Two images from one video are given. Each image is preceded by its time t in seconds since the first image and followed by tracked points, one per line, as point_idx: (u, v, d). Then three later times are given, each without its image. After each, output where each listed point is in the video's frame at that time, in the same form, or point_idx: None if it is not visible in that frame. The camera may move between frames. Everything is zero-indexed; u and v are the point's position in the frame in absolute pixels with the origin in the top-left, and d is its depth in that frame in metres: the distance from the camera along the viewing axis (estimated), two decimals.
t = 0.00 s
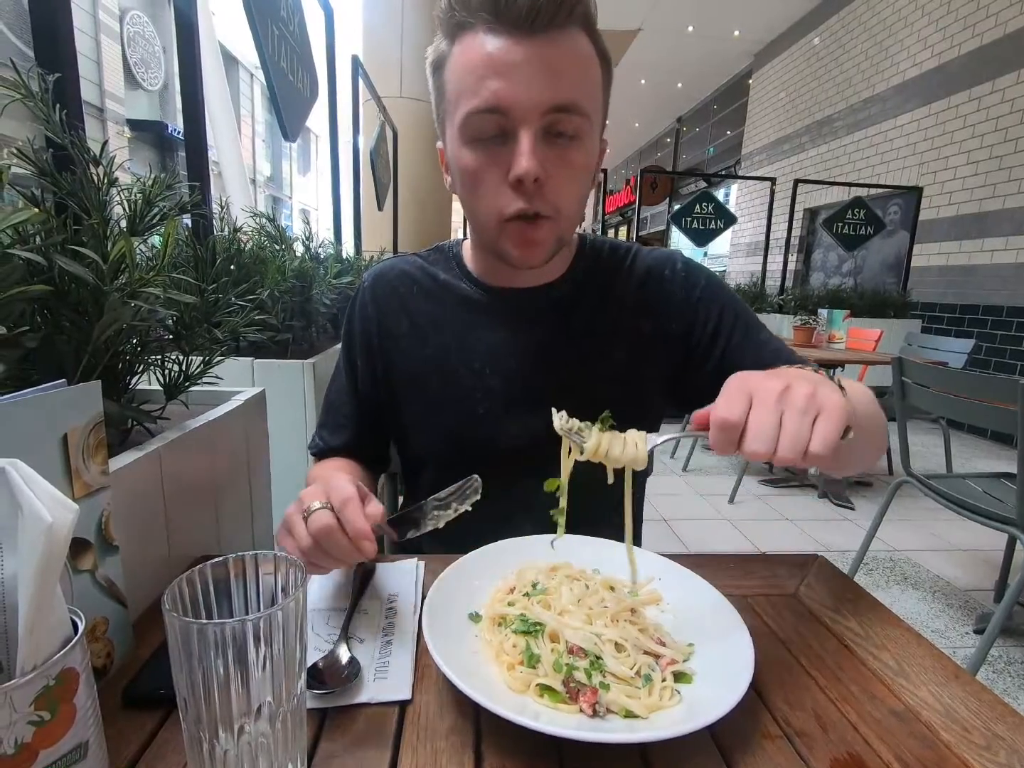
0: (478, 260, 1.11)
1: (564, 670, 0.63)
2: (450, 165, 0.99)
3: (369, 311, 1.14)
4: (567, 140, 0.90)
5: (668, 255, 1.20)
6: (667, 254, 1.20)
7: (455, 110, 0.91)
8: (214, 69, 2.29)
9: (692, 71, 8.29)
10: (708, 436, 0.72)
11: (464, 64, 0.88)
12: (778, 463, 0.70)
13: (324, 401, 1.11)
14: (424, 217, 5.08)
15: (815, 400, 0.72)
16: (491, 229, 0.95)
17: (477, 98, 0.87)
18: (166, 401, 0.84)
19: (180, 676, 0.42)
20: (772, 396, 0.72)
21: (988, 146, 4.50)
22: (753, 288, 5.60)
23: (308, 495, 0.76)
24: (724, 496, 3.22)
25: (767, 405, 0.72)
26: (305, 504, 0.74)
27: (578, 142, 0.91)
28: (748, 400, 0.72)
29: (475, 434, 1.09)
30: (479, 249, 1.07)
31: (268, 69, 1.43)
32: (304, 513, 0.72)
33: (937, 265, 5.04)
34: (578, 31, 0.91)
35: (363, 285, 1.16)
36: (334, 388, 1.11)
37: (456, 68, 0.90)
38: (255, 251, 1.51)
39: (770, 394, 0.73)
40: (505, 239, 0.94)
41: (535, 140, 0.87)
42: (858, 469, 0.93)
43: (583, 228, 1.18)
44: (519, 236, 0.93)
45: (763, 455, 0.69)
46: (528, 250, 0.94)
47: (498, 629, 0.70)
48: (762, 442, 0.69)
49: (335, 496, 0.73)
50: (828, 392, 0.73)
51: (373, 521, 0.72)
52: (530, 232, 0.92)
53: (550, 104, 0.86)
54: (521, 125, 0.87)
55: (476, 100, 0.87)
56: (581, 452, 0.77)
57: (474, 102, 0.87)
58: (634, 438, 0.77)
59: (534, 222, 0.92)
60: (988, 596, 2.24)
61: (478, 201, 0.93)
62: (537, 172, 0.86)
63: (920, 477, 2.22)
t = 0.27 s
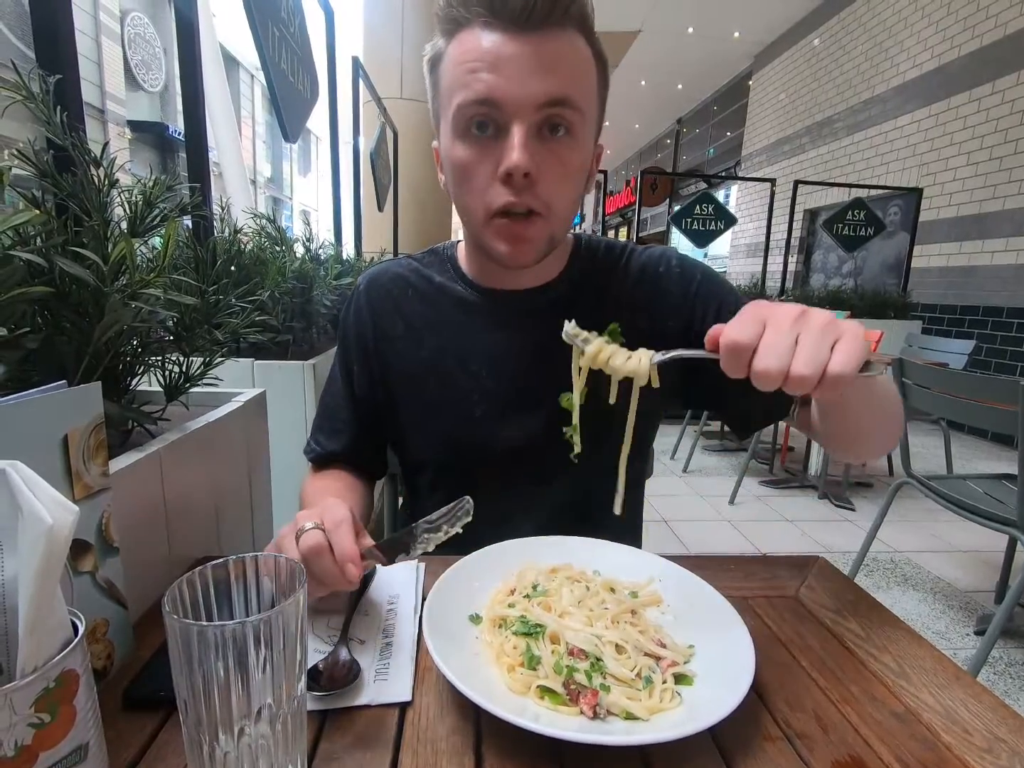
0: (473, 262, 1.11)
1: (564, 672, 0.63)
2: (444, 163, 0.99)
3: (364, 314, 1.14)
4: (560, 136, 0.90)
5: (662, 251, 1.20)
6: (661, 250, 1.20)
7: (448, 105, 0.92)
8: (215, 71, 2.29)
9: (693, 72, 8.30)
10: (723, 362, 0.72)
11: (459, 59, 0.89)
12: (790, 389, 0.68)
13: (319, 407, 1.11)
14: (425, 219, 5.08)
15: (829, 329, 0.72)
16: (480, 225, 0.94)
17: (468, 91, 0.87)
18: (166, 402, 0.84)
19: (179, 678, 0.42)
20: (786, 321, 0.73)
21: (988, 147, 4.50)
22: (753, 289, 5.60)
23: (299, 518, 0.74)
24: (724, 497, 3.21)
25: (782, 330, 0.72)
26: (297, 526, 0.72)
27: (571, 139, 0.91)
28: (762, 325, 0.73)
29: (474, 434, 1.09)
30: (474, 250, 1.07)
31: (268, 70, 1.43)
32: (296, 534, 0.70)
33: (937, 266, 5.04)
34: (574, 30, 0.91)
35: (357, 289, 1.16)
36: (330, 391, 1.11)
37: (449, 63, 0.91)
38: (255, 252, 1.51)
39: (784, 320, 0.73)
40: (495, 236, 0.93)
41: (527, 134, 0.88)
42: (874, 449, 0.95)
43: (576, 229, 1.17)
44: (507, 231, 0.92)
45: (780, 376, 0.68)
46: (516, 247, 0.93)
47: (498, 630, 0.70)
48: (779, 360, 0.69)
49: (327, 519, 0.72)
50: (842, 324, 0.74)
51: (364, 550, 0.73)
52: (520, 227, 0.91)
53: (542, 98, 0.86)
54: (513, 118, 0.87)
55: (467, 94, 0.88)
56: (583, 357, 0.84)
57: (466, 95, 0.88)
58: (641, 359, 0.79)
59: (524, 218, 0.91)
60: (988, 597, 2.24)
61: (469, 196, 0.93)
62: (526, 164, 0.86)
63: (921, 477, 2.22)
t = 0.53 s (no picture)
0: (472, 263, 1.11)
1: (565, 674, 0.63)
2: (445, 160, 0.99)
3: (362, 316, 1.13)
4: (562, 136, 0.91)
5: (659, 250, 1.20)
6: (659, 250, 1.20)
7: (451, 101, 0.92)
8: (215, 73, 2.29)
9: (693, 74, 8.31)
10: (725, 289, 0.71)
11: (463, 55, 0.89)
12: (795, 313, 0.68)
13: (317, 410, 1.11)
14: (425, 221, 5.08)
15: (835, 255, 0.71)
16: (478, 222, 0.93)
17: (472, 87, 0.87)
18: (166, 404, 0.84)
19: (179, 681, 0.42)
20: (792, 246, 0.71)
21: (988, 149, 4.51)
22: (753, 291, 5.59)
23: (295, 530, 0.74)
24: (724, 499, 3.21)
25: (787, 254, 0.71)
26: (295, 541, 0.72)
27: (573, 139, 0.91)
28: (767, 251, 0.71)
29: (474, 436, 1.09)
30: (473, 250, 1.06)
31: (269, 72, 1.43)
32: (293, 548, 0.70)
33: (937, 267, 5.04)
34: (578, 30, 0.91)
35: (356, 291, 1.16)
36: (327, 392, 1.11)
37: (455, 59, 0.91)
38: (256, 253, 1.51)
39: (790, 245, 0.72)
40: (492, 233, 0.92)
41: (529, 131, 0.88)
42: (893, 420, 0.92)
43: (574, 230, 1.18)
44: (505, 228, 0.91)
45: (784, 300, 0.67)
46: (514, 244, 0.92)
47: (499, 632, 0.70)
48: (782, 283, 0.68)
49: (324, 533, 0.72)
50: (850, 252, 0.73)
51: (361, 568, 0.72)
52: (518, 224, 0.91)
53: (546, 96, 0.87)
54: (515, 115, 0.87)
55: (472, 89, 0.87)
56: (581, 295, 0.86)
57: (470, 90, 0.88)
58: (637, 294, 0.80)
59: (522, 215, 0.91)
60: (988, 598, 2.24)
61: (468, 191, 0.93)
62: (527, 162, 0.86)
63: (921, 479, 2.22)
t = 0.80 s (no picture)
0: (473, 265, 1.11)
1: (564, 675, 0.63)
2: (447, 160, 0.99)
3: (362, 316, 1.14)
4: (566, 137, 0.91)
5: (659, 251, 1.21)
6: (660, 252, 1.21)
7: (455, 99, 0.92)
8: (216, 74, 2.29)
9: (692, 76, 8.32)
10: (733, 266, 0.71)
11: (468, 55, 0.90)
12: (807, 289, 0.68)
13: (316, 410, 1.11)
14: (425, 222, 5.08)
15: (849, 233, 0.71)
16: (480, 219, 0.93)
17: (477, 87, 0.88)
18: (166, 405, 0.84)
19: (178, 682, 0.42)
20: (803, 222, 0.71)
21: (987, 150, 4.51)
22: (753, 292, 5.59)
23: (298, 533, 0.74)
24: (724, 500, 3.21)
25: (798, 231, 0.70)
26: (298, 544, 0.72)
27: (577, 141, 0.92)
28: (779, 227, 0.71)
29: (474, 437, 1.09)
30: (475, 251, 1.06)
31: (269, 74, 1.43)
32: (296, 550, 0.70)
33: (937, 269, 5.04)
34: (583, 33, 0.91)
35: (357, 291, 1.16)
36: (327, 392, 1.11)
37: (460, 58, 0.92)
38: (255, 254, 1.51)
39: (801, 223, 0.71)
40: (495, 231, 0.92)
41: (533, 131, 0.88)
42: (903, 411, 0.91)
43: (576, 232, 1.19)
44: (508, 226, 0.91)
45: (792, 275, 0.67)
46: (516, 242, 0.92)
47: (498, 634, 0.70)
48: (791, 260, 0.68)
49: (327, 537, 0.72)
50: (865, 229, 0.72)
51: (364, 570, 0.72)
52: (521, 222, 0.91)
53: (551, 97, 0.87)
54: (519, 115, 0.88)
55: (477, 89, 0.88)
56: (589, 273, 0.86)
57: (475, 89, 0.88)
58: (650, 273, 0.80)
59: (525, 213, 0.91)
60: (988, 600, 2.24)
61: (470, 190, 0.93)
62: (533, 161, 0.86)
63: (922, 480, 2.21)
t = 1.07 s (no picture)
0: (473, 268, 1.11)
1: (564, 676, 0.63)
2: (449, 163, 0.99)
3: (361, 316, 1.14)
4: (570, 146, 0.91)
5: (665, 261, 1.20)
6: (666, 260, 1.21)
7: (459, 103, 0.92)
8: (216, 75, 2.29)
9: (692, 77, 8.33)
10: (713, 391, 0.72)
11: (472, 60, 0.89)
12: (779, 418, 0.68)
13: (315, 410, 1.11)
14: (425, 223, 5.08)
15: (824, 360, 0.72)
16: (482, 225, 0.94)
17: (482, 93, 0.87)
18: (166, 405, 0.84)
19: (179, 682, 0.42)
20: (779, 351, 0.72)
21: (987, 151, 4.52)
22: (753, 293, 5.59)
23: (300, 538, 0.73)
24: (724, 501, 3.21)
25: (774, 361, 0.71)
26: (298, 550, 0.71)
27: (580, 149, 0.92)
28: (755, 356, 0.72)
29: (473, 439, 1.09)
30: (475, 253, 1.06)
31: (269, 75, 1.43)
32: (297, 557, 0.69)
33: (937, 270, 5.05)
34: (589, 40, 0.91)
35: (356, 291, 1.16)
36: (327, 392, 1.11)
37: (464, 62, 0.91)
38: (256, 255, 1.52)
39: (779, 352, 0.72)
40: (498, 237, 0.93)
41: (537, 140, 0.88)
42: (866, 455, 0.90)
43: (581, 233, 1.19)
44: (509, 232, 0.92)
45: (769, 405, 0.67)
46: (516, 247, 0.93)
47: (497, 636, 0.70)
48: (768, 390, 0.68)
49: (329, 543, 0.71)
50: (841, 359, 0.73)
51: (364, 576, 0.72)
52: (523, 228, 0.91)
53: (556, 106, 0.87)
54: (524, 123, 0.87)
55: (481, 95, 0.87)
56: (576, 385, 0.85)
57: (480, 96, 0.87)
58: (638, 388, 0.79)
59: (527, 221, 0.91)
60: (988, 601, 2.24)
61: (472, 195, 0.93)
62: (538, 170, 0.87)
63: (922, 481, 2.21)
